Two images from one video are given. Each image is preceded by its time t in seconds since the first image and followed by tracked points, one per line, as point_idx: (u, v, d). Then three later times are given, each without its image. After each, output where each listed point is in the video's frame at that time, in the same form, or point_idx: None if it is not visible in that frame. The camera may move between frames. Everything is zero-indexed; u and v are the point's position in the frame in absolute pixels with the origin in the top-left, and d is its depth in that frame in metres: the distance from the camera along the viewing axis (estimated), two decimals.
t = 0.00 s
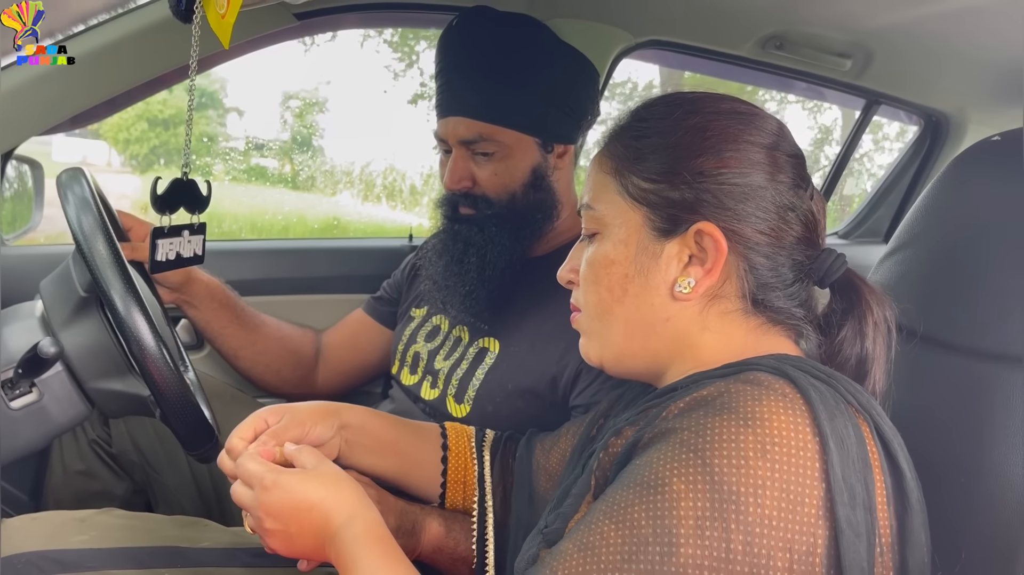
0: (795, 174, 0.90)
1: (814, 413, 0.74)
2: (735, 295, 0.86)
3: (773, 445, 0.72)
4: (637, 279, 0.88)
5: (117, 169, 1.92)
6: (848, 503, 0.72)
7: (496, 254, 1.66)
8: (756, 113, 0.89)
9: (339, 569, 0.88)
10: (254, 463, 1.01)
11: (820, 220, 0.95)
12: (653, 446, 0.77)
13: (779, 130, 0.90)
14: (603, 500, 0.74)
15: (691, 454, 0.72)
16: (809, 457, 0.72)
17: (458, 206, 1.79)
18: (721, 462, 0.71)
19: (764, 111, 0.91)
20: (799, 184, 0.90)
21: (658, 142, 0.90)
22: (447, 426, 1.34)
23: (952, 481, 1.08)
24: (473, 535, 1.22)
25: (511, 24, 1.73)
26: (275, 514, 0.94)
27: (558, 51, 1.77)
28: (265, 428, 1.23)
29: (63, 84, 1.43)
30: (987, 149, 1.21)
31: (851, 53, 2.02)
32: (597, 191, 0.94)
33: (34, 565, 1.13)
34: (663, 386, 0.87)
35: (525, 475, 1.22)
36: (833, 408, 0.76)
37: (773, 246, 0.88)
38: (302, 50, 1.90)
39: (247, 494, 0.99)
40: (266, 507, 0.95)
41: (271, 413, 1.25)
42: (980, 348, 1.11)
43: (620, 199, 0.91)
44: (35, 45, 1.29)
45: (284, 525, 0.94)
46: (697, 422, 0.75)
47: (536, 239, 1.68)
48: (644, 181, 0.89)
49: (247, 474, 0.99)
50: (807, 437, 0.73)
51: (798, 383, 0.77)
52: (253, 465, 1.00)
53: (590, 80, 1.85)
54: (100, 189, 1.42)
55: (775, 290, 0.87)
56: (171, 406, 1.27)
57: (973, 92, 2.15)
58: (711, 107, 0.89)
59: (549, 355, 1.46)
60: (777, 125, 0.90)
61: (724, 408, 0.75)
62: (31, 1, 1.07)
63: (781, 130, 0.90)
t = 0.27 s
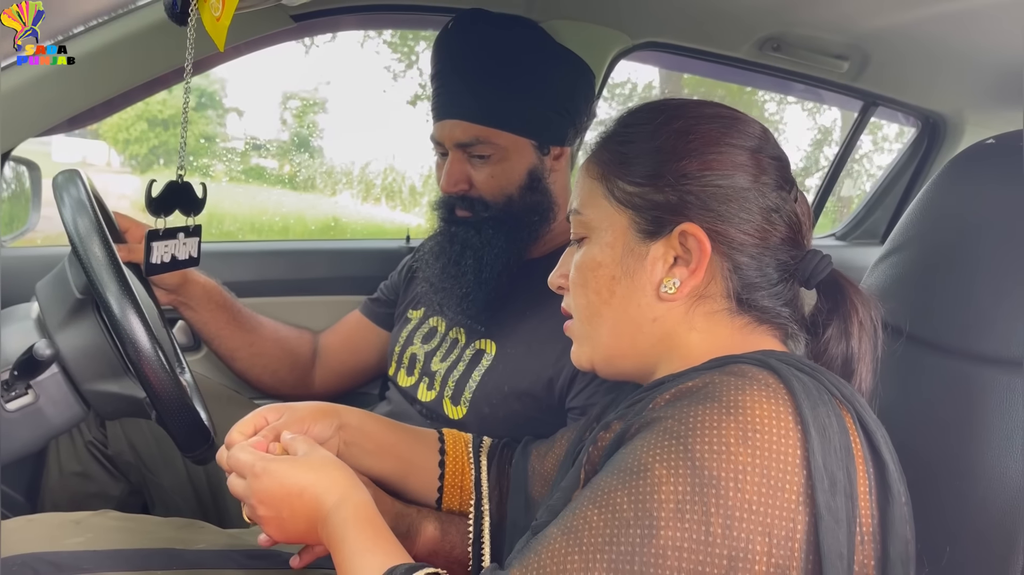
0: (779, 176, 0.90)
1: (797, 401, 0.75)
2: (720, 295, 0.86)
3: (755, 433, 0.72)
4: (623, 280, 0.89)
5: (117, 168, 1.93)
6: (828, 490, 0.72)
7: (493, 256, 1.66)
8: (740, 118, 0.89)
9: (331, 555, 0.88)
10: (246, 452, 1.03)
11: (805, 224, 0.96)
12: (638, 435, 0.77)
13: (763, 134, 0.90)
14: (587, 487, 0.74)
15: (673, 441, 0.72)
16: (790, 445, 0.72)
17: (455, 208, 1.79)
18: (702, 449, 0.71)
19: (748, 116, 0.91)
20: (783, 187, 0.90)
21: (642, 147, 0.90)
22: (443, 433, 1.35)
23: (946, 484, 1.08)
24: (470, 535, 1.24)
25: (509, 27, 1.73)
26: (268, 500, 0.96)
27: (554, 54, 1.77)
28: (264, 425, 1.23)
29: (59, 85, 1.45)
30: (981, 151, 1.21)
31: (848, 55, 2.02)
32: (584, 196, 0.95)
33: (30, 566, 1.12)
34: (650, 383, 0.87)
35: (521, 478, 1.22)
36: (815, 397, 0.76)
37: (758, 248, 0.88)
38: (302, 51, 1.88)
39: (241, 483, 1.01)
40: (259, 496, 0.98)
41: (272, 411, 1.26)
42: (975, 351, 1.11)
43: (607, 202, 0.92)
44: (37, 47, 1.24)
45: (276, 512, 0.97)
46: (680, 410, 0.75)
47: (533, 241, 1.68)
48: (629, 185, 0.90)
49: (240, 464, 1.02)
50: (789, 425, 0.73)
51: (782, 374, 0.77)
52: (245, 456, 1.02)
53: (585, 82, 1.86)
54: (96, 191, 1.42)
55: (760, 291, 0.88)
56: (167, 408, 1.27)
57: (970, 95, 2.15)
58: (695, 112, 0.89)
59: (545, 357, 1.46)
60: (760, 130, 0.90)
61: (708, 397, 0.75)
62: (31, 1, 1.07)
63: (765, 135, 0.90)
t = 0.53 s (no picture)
0: (770, 177, 0.90)
1: (788, 396, 0.75)
2: (711, 292, 0.86)
3: (747, 428, 0.72)
4: (614, 277, 0.89)
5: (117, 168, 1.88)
6: (821, 485, 0.71)
7: (490, 255, 1.65)
8: (732, 119, 0.89)
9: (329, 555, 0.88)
10: (248, 451, 1.02)
11: (796, 225, 0.95)
12: (630, 433, 0.77)
13: (755, 135, 0.90)
14: (581, 486, 0.74)
15: (666, 437, 0.72)
16: (782, 440, 0.72)
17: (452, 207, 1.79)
18: (694, 445, 0.71)
19: (741, 117, 0.91)
20: (774, 187, 0.90)
21: (635, 147, 0.90)
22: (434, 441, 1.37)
23: (943, 483, 1.08)
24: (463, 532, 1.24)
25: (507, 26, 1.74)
26: (267, 502, 0.97)
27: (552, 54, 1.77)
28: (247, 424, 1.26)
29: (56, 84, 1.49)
30: (977, 151, 1.21)
31: (847, 54, 2.02)
32: (578, 196, 0.95)
33: (26, 565, 1.12)
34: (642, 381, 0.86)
35: (518, 478, 1.21)
36: (806, 393, 0.76)
37: (750, 246, 0.88)
38: (302, 50, 1.91)
39: (242, 482, 1.01)
40: (259, 496, 0.97)
41: (257, 411, 1.29)
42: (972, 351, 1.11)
43: (600, 201, 0.92)
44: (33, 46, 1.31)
45: (277, 512, 0.96)
46: (672, 408, 0.75)
47: (531, 240, 1.68)
48: (622, 184, 0.90)
49: (241, 464, 1.01)
50: (780, 420, 0.73)
51: (773, 370, 0.77)
52: (246, 455, 1.02)
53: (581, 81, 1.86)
54: (93, 190, 1.42)
55: (750, 288, 0.87)
56: (162, 407, 1.27)
57: (969, 94, 2.15)
58: (688, 112, 0.89)
59: (543, 356, 1.46)
60: (752, 132, 0.90)
61: (699, 394, 0.75)
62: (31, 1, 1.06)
63: (757, 137, 0.90)
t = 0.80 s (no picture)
0: (765, 175, 0.90)
1: (774, 391, 0.75)
2: (706, 289, 0.86)
3: (733, 424, 0.72)
4: (610, 273, 0.88)
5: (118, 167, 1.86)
6: (807, 478, 0.72)
7: (489, 254, 1.65)
8: (728, 116, 0.89)
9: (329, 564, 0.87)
10: (245, 457, 0.99)
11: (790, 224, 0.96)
12: (619, 432, 0.77)
13: (750, 132, 0.90)
14: (571, 487, 0.74)
15: (654, 435, 0.72)
16: (768, 435, 0.72)
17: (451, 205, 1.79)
18: (682, 442, 0.71)
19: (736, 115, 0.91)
20: (769, 185, 0.90)
21: (632, 143, 0.90)
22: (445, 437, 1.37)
23: (941, 481, 1.08)
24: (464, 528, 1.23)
25: (507, 24, 1.73)
26: (267, 512, 0.94)
27: (550, 52, 1.78)
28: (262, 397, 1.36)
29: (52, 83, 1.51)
30: (974, 149, 1.21)
31: (846, 53, 2.01)
32: (574, 192, 0.95)
33: (24, 563, 1.12)
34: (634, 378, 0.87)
35: (517, 477, 1.21)
36: (793, 387, 0.76)
37: (745, 243, 0.88)
38: (303, 50, 1.92)
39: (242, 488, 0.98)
40: (260, 504, 0.95)
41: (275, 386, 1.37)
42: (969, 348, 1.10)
43: (596, 197, 0.92)
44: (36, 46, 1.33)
45: (280, 520, 0.95)
46: (660, 405, 0.75)
47: (529, 239, 1.68)
48: (619, 180, 0.90)
49: (239, 471, 0.98)
50: (766, 415, 0.73)
51: (760, 365, 0.77)
52: (243, 461, 0.98)
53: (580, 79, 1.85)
54: (91, 187, 1.41)
55: (745, 284, 0.87)
56: (160, 405, 1.27)
57: (969, 93, 2.15)
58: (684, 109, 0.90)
59: (541, 354, 1.46)
60: (748, 129, 0.90)
61: (686, 391, 0.75)
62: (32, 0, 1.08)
63: (752, 134, 0.90)
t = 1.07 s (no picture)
0: (764, 173, 0.90)
1: (770, 396, 0.74)
2: (705, 288, 0.86)
3: (730, 431, 0.71)
4: (608, 272, 0.88)
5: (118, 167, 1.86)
6: (805, 484, 0.71)
7: (487, 252, 1.65)
8: (726, 113, 0.89)
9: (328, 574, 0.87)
10: (240, 469, 0.97)
11: (789, 221, 0.96)
12: (615, 437, 0.76)
13: (749, 130, 0.90)
14: (568, 495, 0.73)
15: (651, 442, 0.72)
16: (765, 441, 0.72)
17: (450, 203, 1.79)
18: (679, 450, 0.70)
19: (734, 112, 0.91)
20: (768, 183, 0.90)
21: (630, 141, 0.90)
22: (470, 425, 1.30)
23: (940, 480, 1.07)
24: (470, 527, 1.22)
25: (506, 22, 1.73)
26: (265, 520, 0.93)
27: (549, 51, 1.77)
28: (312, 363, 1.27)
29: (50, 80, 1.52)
30: (975, 147, 1.21)
31: (846, 52, 2.01)
32: (571, 189, 0.94)
33: (20, 561, 1.12)
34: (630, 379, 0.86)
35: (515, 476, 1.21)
36: (789, 392, 0.76)
37: (743, 242, 0.88)
38: (303, 49, 1.92)
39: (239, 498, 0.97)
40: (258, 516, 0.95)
41: (323, 353, 1.29)
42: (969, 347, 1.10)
43: (594, 195, 0.91)
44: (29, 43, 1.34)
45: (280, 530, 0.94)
46: (655, 411, 0.75)
47: (528, 237, 1.68)
48: (617, 178, 0.89)
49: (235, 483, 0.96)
50: (763, 421, 0.73)
51: (755, 370, 0.77)
52: (239, 473, 0.96)
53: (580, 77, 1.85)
54: (88, 185, 1.41)
55: (744, 284, 0.87)
56: (157, 403, 1.27)
57: (970, 93, 2.14)
58: (682, 106, 0.89)
59: (540, 353, 1.45)
60: (746, 126, 0.90)
61: (682, 396, 0.75)
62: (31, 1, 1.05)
63: (751, 131, 0.90)
